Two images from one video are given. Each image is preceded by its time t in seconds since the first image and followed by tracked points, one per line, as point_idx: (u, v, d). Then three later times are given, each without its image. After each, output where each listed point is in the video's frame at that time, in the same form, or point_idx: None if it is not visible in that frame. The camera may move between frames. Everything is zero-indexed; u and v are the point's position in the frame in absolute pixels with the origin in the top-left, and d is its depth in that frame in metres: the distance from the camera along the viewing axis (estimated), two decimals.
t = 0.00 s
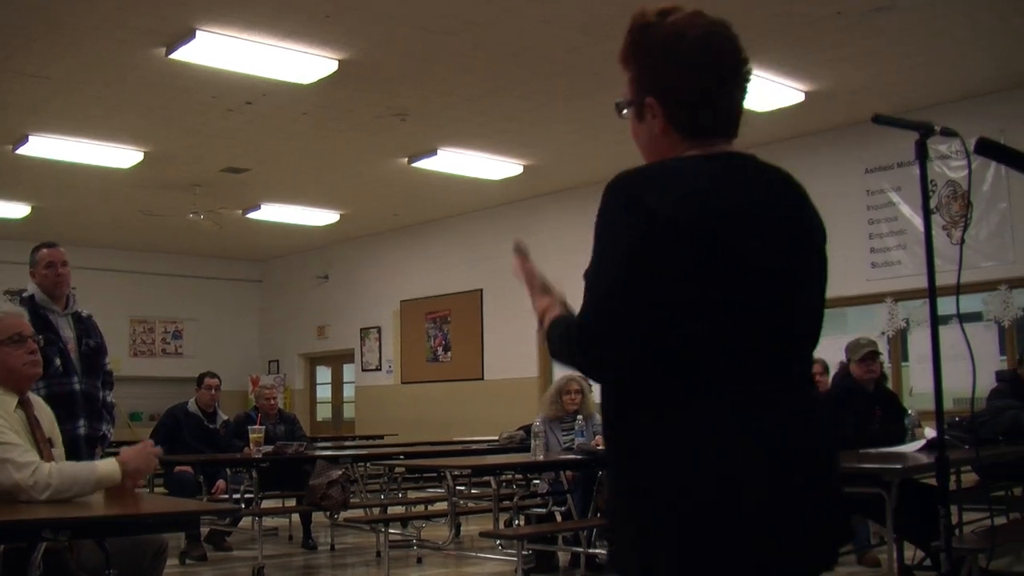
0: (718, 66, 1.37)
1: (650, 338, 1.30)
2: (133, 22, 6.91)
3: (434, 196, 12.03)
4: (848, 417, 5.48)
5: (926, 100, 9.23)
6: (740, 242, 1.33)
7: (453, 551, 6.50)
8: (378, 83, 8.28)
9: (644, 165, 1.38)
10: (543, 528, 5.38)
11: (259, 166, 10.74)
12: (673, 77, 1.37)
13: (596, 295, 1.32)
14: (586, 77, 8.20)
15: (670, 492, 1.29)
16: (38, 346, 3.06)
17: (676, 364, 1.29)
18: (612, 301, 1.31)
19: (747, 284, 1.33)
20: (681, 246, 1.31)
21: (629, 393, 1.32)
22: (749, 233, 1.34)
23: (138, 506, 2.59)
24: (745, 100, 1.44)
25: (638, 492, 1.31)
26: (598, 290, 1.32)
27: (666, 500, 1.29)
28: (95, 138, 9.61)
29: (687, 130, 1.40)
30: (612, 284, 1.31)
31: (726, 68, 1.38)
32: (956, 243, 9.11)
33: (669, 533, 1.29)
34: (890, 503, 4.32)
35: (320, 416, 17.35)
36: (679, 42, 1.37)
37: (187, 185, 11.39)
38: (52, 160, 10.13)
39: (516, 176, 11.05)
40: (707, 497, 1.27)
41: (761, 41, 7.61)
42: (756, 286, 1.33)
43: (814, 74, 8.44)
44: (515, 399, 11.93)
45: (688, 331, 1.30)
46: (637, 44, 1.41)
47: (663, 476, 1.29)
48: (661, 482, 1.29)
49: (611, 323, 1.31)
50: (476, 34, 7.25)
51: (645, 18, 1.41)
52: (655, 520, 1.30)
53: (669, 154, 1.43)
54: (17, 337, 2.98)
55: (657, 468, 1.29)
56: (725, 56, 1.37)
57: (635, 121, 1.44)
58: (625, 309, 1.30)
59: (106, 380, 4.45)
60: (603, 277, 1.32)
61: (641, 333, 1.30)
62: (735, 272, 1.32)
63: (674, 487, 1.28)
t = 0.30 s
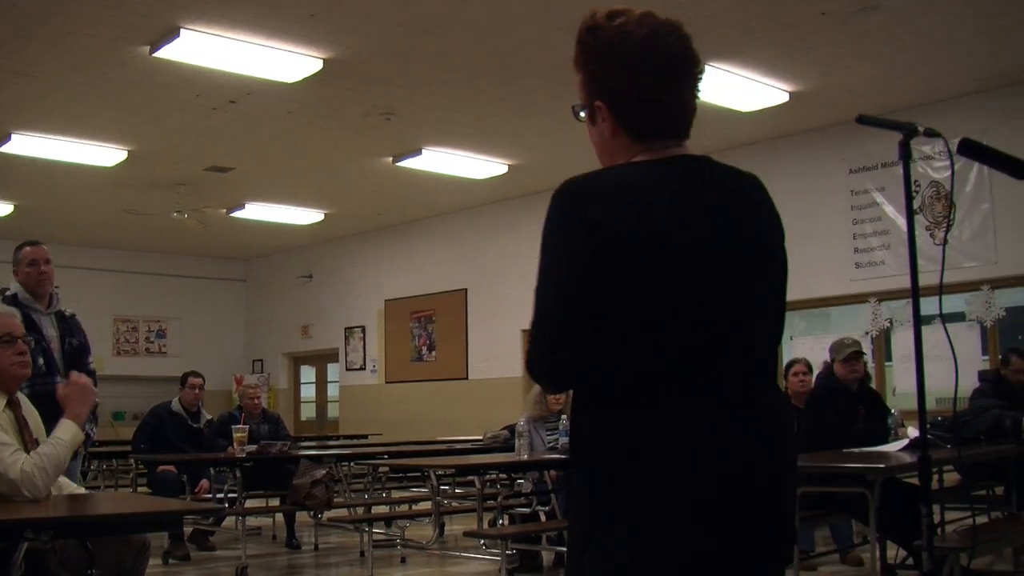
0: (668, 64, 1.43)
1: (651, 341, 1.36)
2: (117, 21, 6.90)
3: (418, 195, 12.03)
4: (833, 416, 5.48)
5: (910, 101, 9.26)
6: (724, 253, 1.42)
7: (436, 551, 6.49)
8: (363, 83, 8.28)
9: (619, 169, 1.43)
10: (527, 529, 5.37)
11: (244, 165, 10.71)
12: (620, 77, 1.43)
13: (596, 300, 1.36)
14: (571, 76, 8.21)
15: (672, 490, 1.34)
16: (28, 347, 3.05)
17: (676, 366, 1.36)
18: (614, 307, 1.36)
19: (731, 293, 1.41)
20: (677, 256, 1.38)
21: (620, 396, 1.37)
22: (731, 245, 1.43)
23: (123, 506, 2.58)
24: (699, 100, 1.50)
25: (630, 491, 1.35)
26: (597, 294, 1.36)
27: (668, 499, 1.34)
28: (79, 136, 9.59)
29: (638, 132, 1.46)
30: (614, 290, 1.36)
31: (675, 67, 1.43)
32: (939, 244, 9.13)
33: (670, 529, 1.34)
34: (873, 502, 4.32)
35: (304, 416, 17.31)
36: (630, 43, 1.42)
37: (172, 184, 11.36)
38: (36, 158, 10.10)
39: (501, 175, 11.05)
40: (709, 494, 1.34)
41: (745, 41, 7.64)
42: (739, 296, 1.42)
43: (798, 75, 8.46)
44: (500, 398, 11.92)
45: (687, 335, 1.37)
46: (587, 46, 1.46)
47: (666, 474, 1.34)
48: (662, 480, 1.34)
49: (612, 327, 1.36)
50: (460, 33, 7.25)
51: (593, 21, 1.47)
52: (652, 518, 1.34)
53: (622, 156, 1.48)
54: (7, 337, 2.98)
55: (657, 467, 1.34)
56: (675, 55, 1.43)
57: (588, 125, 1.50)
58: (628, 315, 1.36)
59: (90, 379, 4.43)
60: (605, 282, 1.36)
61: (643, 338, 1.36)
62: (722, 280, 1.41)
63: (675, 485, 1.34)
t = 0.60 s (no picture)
0: (634, 68, 1.45)
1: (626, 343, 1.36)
2: (102, 20, 6.89)
3: (404, 196, 12.02)
4: (818, 417, 5.49)
5: (894, 104, 9.29)
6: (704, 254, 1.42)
7: (422, 552, 6.49)
8: (349, 83, 8.27)
9: (594, 172, 1.45)
10: (513, 529, 5.37)
11: (229, 165, 10.70)
12: (588, 82, 1.46)
13: (574, 303, 1.38)
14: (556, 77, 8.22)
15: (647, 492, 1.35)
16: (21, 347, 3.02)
17: (653, 366, 1.36)
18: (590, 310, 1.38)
19: (711, 295, 1.41)
20: (654, 258, 1.39)
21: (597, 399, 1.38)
22: (712, 247, 1.43)
23: (105, 507, 2.58)
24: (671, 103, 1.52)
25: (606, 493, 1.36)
26: (572, 296, 1.37)
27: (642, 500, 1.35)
28: (64, 136, 9.57)
29: (611, 137, 1.48)
30: (590, 292, 1.37)
31: (643, 71, 1.46)
32: (924, 246, 9.16)
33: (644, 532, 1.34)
34: (857, 503, 4.34)
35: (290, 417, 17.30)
36: (597, 48, 1.45)
37: (157, 184, 11.34)
38: (20, 158, 10.07)
39: (486, 176, 11.06)
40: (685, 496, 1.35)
41: (731, 43, 7.66)
42: (720, 297, 1.42)
43: (784, 77, 8.48)
44: (485, 399, 11.93)
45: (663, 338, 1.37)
46: (555, 52, 1.49)
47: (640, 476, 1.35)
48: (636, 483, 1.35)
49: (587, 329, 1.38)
50: (447, 33, 7.25)
51: (563, 27, 1.49)
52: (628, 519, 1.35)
53: (596, 160, 1.51)
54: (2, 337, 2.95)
55: (633, 468, 1.35)
56: (642, 59, 1.46)
57: (563, 132, 1.52)
58: (604, 317, 1.37)
59: (75, 379, 4.42)
60: (581, 286, 1.38)
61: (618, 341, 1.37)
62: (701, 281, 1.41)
63: (651, 487, 1.35)
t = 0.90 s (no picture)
0: (629, 67, 1.45)
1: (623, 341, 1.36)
2: (88, 18, 6.87)
3: (390, 196, 12.02)
4: (803, 417, 5.51)
5: (880, 106, 9.32)
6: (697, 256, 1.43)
7: (407, 551, 6.50)
8: (335, 83, 8.27)
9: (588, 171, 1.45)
10: (497, 529, 5.37)
11: (215, 164, 10.68)
12: (582, 80, 1.46)
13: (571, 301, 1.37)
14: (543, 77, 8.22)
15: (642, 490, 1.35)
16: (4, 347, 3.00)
17: (649, 366, 1.36)
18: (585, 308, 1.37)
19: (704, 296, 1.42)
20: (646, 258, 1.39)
21: (590, 398, 1.37)
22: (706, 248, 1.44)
23: (89, 507, 2.57)
24: (667, 102, 1.53)
25: (600, 492, 1.36)
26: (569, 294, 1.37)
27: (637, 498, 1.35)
28: (49, 134, 9.54)
29: (603, 135, 1.49)
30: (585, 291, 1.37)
31: (638, 70, 1.46)
32: (909, 247, 9.19)
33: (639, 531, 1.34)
34: (841, 504, 4.35)
35: (274, 416, 17.29)
36: (591, 46, 1.45)
37: (142, 183, 11.31)
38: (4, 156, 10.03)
39: (472, 176, 11.06)
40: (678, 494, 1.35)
41: (718, 44, 7.67)
42: (712, 299, 1.43)
43: (770, 78, 8.50)
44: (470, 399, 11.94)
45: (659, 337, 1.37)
46: (552, 52, 1.49)
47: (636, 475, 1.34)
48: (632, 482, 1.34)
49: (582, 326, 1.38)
50: (433, 34, 7.25)
51: (559, 25, 1.49)
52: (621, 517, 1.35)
53: (588, 159, 1.52)
54: None
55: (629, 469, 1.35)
56: (637, 58, 1.46)
57: (561, 131, 1.53)
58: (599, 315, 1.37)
59: (60, 378, 4.41)
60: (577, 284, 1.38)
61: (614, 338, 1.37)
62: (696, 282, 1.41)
63: (648, 486, 1.34)
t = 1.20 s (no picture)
0: (626, 67, 1.47)
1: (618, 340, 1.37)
2: (69, 16, 6.83)
3: (370, 196, 12.01)
4: (782, 418, 5.52)
5: (860, 109, 9.35)
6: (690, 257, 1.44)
7: (386, 552, 6.48)
8: (317, 83, 8.26)
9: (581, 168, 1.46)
10: (478, 530, 5.37)
11: (196, 164, 10.65)
12: (576, 78, 1.48)
13: (569, 300, 1.38)
14: (525, 77, 8.23)
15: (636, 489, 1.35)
16: None
17: (644, 366, 1.37)
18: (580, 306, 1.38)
19: (697, 297, 1.43)
20: (642, 259, 1.40)
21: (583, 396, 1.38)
22: (699, 249, 1.45)
23: (66, 507, 2.56)
24: (659, 104, 1.54)
25: (594, 491, 1.36)
26: (567, 292, 1.38)
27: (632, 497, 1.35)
28: (29, 133, 9.50)
29: (594, 134, 1.50)
30: (583, 290, 1.38)
31: (632, 70, 1.48)
32: (888, 250, 9.22)
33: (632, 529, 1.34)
34: (821, 505, 4.36)
35: (253, 417, 17.25)
36: (587, 45, 1.47)
37: (122, 182, 11.27)
38: None
39: (454, 177, 11.05)
40: (670, 492, 1.36)
41: (700, 47, 7.69)
42: (705, 300, 1.44)
43: (751, 81, 8.52)
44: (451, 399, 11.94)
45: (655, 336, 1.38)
46: (546, 49, 1.51)
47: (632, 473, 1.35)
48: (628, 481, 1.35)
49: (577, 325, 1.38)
50: (417, 34, 7.25)
51: (554, 23, 1.51)
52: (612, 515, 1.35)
53: (579, 157, 1.53)
54: None
55: (623, 470, 1.35)
56: (634, 59, 1.47)
57: (553, 129, 1.55)
58: (596, 315, 1.38)
59: (37, 377, 4.38)
60: (575, 282, 1.38)
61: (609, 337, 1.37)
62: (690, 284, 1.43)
63: (642, 485, 1.35)
